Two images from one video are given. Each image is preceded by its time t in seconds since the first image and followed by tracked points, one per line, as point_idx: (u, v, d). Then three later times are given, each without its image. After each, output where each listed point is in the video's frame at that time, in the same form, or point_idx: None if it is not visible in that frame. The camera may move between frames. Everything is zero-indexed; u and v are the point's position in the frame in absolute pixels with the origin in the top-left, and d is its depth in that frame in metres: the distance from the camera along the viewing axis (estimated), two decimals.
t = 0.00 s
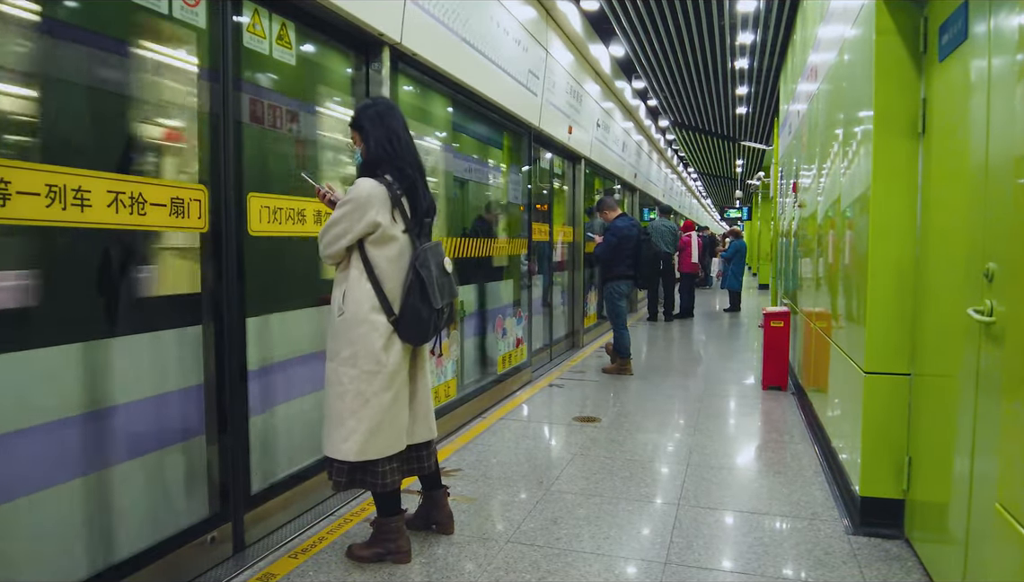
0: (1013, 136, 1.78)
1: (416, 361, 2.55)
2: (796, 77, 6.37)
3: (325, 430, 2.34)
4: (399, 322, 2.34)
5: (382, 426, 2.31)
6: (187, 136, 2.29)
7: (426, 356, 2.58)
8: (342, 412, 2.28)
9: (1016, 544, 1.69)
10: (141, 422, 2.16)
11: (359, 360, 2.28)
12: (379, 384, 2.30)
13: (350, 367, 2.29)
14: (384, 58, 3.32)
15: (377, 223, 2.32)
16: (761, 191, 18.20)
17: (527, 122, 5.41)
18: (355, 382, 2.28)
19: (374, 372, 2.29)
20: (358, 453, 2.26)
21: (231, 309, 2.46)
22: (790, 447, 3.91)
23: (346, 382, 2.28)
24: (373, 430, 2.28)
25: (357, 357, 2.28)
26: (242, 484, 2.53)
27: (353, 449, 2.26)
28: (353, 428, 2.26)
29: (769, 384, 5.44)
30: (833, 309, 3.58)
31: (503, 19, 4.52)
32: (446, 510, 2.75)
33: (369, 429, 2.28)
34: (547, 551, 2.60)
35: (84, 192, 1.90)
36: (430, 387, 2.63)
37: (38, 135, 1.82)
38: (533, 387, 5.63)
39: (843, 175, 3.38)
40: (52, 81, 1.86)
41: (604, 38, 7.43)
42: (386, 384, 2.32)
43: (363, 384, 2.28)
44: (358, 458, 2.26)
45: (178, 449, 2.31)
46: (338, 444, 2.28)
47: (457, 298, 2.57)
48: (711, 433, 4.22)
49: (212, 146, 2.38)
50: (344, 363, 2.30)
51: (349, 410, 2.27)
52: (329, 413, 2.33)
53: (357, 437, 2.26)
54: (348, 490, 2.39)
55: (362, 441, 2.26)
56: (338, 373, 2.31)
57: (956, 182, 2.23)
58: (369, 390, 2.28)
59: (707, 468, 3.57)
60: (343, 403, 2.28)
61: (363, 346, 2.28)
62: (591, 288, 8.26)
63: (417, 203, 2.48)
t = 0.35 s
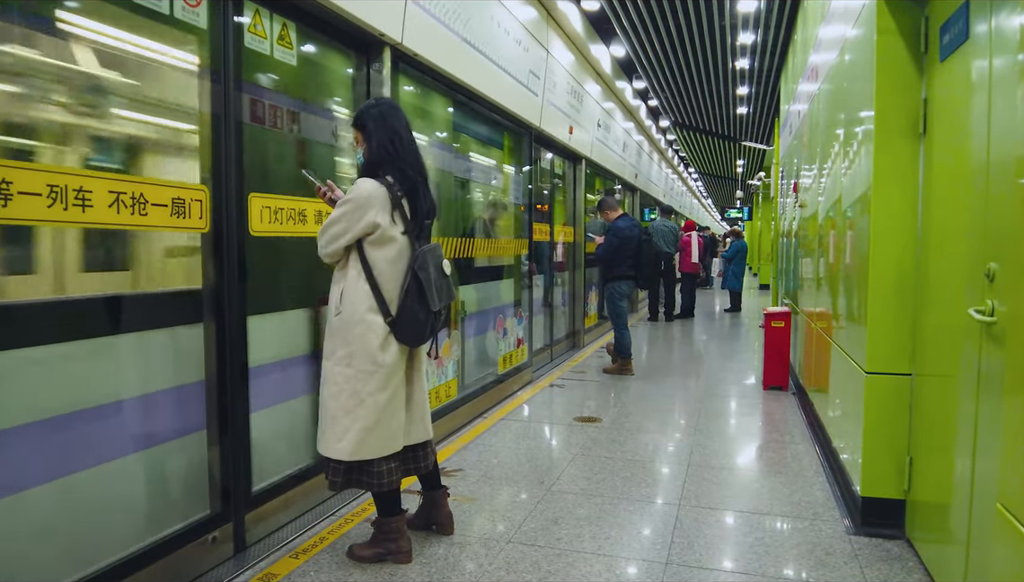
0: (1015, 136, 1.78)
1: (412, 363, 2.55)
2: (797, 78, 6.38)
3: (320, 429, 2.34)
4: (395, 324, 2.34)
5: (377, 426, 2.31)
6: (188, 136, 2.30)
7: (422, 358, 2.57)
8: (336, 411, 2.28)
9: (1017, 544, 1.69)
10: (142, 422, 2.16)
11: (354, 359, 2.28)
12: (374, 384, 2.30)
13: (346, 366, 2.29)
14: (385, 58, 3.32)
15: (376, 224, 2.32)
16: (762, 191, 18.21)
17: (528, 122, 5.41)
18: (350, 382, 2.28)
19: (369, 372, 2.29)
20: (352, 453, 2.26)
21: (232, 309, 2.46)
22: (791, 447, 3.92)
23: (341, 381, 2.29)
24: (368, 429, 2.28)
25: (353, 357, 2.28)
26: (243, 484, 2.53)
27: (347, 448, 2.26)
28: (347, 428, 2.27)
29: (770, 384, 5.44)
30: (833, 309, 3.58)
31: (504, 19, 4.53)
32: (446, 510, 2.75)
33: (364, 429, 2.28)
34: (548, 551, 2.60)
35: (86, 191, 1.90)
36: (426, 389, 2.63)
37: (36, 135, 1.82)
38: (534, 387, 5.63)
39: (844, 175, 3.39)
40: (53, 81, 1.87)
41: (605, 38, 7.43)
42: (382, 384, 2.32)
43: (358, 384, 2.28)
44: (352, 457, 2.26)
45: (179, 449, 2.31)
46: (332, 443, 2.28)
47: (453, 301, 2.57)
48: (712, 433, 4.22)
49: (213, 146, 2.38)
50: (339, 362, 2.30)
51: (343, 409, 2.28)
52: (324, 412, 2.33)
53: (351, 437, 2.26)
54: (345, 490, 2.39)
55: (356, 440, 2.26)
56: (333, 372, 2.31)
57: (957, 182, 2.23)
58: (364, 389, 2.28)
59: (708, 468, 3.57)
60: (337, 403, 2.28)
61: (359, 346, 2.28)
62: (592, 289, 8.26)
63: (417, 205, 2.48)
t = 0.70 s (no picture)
0: (1015, 137, 1.78)
1: (411, 364, 2.54)
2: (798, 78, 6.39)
3: (317, 429, 2.34)
4: (393, 325, 2.34)
5: (375, 425, 2.31)
6: (188, 136, 2.30)
7: (420, 359, 2.57)
8: (334, 411, 2.29)
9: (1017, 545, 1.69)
10: (143, 422, 2.16)
11: (352, 359, 2.28)
12: (371, 384, 2.30)
13: (343, 366, 2.29)
14: (385, 58, 3.32)
15: (375, 225, 2.32)
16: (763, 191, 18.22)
17: (529, 121, 5.41)
18: (348, 382, 2.28)
19: (366, 372, 2.29)
20: (349, 452, 2.27)
21: (233, 309, 2.46)
22: (792, 447, 3.92)
23: (339, 381, 2.29)
24: (365, 429, 2.29)
25: (350, 357, 2.29)
26: (243, 484, 2.53)
27: (345, 448, 2.26)
28: (344, 427, 2.27)
29: (771, 384, 5.45)
30: (834, 309, 3.58)
31: (504, 19, 4.53)
32: (446, 510, 2.75)
33: (361, 429, 2.28)
34: (548, 551, 2.60)
35: (87, 191, 1.90)
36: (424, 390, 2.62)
37: (40, 134, 1.81)
38: (535, 387, 5.64)
39: (845, 175, 3.39)
40: (54, 82, 1.87)
41: (605, 39, 7.42)
42: (380, 384, 2.32)
43: (355, 384, 2.28)
44: (348, 457, 2.27)
45: (180, 449, 2.31)
46: (329, 442, 2.29)
47: (451, 303, 2.58)
48: (713, 433, 4.22)
49: (214, 146, 2.38)
50: (337, 362, 2.30)
51: (340, 409, 2.28)
52: (321, 412, 2.34)
53: (348, 436, 2.27)
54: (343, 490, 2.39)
55: (353, 440, 2.27)
56: (330, 372, 2.31)
57: (957, 182, 2.23)
58: (361, 389, 2.28)
59: (709, 468, 3.57)
60: (335, 403, 2.28)
61: (356, 346, 2.28)
62: (592, 289, 8.27)
63: (416, 206, 2.48)
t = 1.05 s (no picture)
0: (1016, 137, 1.78)
1: (411, 365, 2.54)
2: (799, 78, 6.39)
3: (317, 429, 2.35)
4: (393, 326, 2.34)
5: (375, 426, 2.31)
6: (188, 136, 2.30)
7: (420, 360, 2.57)
8: (333, 411, 2.29)
9: (1018, 545, 1.69)
10: (143, 423, 2.16)
11: (351, 360, 2.29)
12: (371, 385, 2.30)
13: (342, 367, 2.30)
14: (385, 58, 3.32)
15: (375, 226, 2.32)
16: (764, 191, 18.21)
17: (529, 122, 5.41)
18: (347, 382, 2.29)
19: (366, 373, 2.29)
20: (348, 453, 2.27)
21: (233, 309, 2.46)
22: (792, 447, 3.92)
23: (338, 381, 2.29)
24: (365, 430, 2.29)
25: (350, 357, 2.29)
26: (243, 484, 2.54)
27: (343, 449, 2.27)
28: (342, 428, 2.28)
29: (771, 384, 5.45)
30: (834, 309, 3.58)
31: (505, 19, 4.53)
32: (447, 511, 2.75)
33: (360, 429, 2.28)
34: (549, 551, 2.61)
35: (87, 192, 1.91)
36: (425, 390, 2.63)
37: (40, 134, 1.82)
38: (535, 387, 5.64)
39: (845, 176, 3.39)
40: (54, 83, 1.87)
41: (606, 39, 7.42)
42: (379, 385, 2.32)
43: (355, 385, 2.29)
44: (347, 457, 2.27)
45: (180, 450, 2.31)
46: (328, 443, 2.29)
47: (452, 303, 2.58)
48: (714, 433, 4.22)
49: (214, 146, 2.38)
50: (336, 362, 2.31)
51: (339, 409, 2.28)
52: (320, 412, 2.34)
53: (347, 437, 2.27)
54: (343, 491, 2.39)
55: (352, 440, 2.27)
56: (330, 373, 2.32)
57: (957, 183, 2.23)
58: (360, 390, 2.29)
59: (709, 468, 3.57)
60: (334, 403, 2.29)
61: (355, 347, 2.29)
62: (593, 289, 8.27)
63: (417, 207, 2.48)
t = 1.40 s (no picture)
0: (1016, 136, 1.78)
1: (412, 365, 2.55)
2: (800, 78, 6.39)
3: (318, 430, 2.35)
4: (395, 326, 2.34)
5: (376, 427, 2.31)
6: (189, 137, 2.30)
7: (422, 360, 2.57)
8: (335, 412, 2.29)
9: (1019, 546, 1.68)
10: (144, 423, 2.17)
11: (353, 361, 2.29)
12: (372, 386, 2.30)
13: (344, 367, 2.30)
14: (386, 58, 3.32)
15: (376, 226, 2.32)
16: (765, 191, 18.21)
17: (530, 122, 5.41)
18: (349, 383, 2.29)
19: (368, 374, 2.29)
20: (350, 454, 2.27)
21: (233, 309, 2.47)
22: (793, 448, 3.92)
23: (339, 382, 2.29)
24: (366, 431, 2.29)
25: (352, 358, 2.29)
26: (244, 484, 2.54)
27: (345, 450, 2.26)
28: (344, 429, 2.27)
29: (772, 384, 5.45)
30: (835, 309, 3.58)
31: (505, 20, 4.53)
32: (447, 511, 2.75)
33: (362, 431, 2.28)
34: (549, 552, 2.61)
35: (88, 192, 1.91)
36: (426, 391, 2.63)
37: (41, 135, 1.82)
38: (536, 387, 5.64)
39: (846, 176, 3.38)
40: (56, 84, 1.88)
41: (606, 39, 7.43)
42: (381, 386, 2.32)
43: (356, 386, 2.29)
44: (349, 459, 2.27)
45: (180, 450, 2.31)
46: (330, 444, 2.29)
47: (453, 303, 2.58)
48: (714, 433, 4.22)
49: (215, 147, 2.39)
50: (337, 363, 2.31)
51: (341, 411, 2.28)
52: (322, 413, 2.34)
53: (348, 438, 2.27)
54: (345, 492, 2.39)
55: (353, 441, 2.27)
56: (331, 374, 2.32)
57: (958, 184, 2.23)
58: (362, 391, 2.29)
59: (710, 468, 3.57)
60: (336, 404, 2.29)
61: (357, 348, 2.29)
62: (594, 289, 8.27)
63: (418, 207, 2.48)
